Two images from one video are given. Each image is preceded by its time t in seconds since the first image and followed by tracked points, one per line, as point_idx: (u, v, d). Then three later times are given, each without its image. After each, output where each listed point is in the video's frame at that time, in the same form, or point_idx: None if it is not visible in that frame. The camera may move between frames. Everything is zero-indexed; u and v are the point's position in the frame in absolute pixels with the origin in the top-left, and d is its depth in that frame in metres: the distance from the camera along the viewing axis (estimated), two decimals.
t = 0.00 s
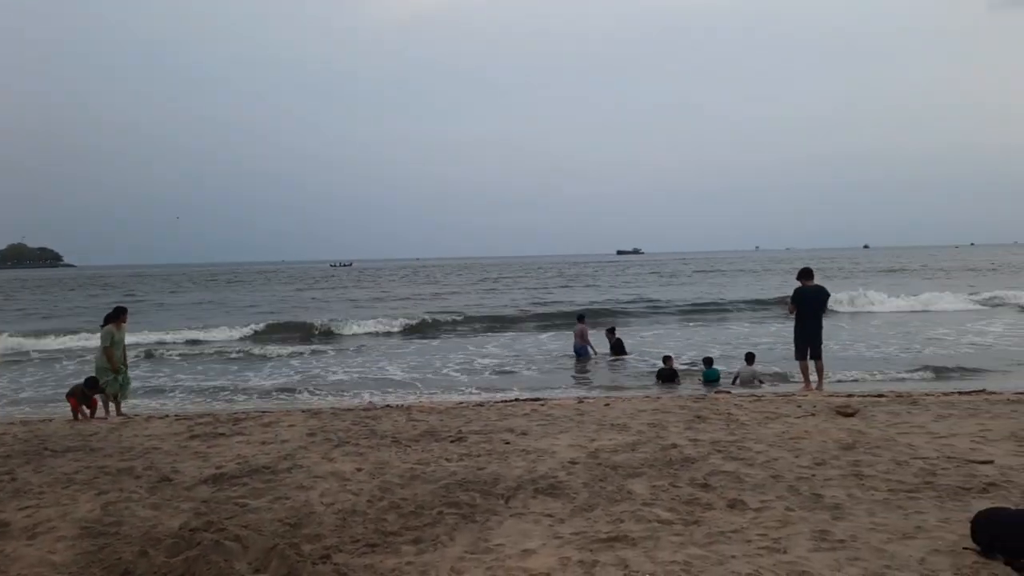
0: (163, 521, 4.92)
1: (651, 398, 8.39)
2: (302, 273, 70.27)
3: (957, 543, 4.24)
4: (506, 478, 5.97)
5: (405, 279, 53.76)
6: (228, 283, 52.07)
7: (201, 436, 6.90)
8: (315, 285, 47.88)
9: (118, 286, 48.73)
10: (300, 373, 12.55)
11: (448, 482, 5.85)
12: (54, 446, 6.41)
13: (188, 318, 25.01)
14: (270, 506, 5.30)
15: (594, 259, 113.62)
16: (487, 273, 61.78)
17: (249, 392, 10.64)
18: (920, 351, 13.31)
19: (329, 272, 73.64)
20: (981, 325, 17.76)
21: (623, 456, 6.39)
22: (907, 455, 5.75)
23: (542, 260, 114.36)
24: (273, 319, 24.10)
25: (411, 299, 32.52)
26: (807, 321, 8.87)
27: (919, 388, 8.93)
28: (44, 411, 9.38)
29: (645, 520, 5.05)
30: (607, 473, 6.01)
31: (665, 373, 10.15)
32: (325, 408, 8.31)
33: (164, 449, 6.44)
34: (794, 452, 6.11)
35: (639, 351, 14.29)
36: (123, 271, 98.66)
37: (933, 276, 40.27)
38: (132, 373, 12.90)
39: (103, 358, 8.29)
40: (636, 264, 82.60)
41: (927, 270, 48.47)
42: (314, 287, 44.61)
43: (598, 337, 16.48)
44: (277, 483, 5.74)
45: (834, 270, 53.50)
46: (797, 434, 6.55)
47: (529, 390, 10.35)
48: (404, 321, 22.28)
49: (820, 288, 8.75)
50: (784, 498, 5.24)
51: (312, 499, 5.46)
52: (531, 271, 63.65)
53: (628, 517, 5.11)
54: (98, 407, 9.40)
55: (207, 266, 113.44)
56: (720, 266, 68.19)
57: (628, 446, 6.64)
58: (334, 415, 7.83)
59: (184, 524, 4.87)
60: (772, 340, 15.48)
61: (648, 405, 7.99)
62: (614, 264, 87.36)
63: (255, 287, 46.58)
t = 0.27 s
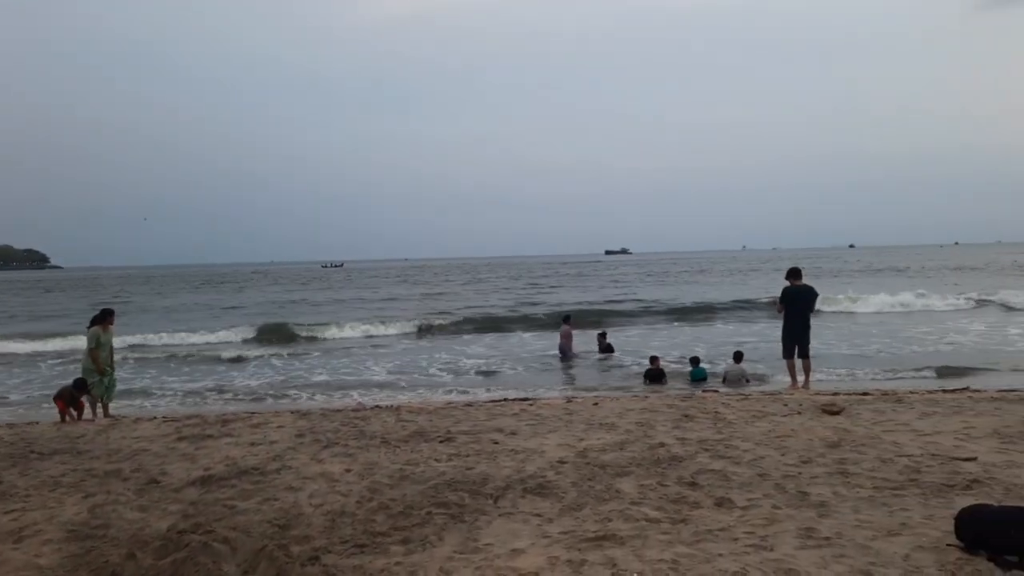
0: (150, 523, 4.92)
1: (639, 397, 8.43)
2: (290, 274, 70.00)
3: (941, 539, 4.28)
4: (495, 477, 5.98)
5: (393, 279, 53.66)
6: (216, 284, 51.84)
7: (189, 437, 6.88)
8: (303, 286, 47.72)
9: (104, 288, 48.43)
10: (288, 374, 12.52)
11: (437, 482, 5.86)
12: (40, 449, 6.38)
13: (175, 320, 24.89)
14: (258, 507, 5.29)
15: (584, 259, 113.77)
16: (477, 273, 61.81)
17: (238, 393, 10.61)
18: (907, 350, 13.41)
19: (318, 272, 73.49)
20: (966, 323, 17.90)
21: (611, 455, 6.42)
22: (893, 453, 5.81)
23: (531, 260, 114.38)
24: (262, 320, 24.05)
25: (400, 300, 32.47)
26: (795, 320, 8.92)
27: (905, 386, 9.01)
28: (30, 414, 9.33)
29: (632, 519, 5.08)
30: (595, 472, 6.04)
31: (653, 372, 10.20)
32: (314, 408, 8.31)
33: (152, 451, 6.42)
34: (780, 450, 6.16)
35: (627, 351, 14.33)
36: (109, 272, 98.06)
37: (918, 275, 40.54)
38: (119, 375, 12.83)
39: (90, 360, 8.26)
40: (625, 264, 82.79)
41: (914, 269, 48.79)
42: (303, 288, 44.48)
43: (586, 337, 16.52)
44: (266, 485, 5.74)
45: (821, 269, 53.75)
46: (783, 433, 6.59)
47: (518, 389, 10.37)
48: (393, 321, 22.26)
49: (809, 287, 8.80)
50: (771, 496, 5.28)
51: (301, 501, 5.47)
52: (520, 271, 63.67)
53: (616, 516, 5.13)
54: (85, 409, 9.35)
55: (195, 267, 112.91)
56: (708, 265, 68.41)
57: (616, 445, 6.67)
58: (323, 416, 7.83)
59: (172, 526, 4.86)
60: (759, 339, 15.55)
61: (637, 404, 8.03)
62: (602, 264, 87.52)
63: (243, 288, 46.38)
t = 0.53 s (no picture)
0: (125, 530, 4.85)
1: (620, 400, 8.44)
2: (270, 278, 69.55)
3: (917, 540, 4.30)
4: (474, 482, 5.96)
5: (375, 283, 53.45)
6: (195, 287, 51.40)
7: (165, 443, 6.81)
8: (283, 289, 47.40)
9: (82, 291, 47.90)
10: (268, 378, 12.43)
11: (416, 487, 5.83)
12: (13, 455, 6.28)
13: (153, 324, 24.66)
14: (235, 514, 5.24)
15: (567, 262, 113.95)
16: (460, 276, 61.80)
17: (216, 397, 10.52)
18: (885, 351, 13.52)
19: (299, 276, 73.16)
20: (943, 325, 18.08)
21: (591, 458, 6.41)
22: (870, 455, 5.84)
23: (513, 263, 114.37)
24: (242, 324, 23.89)
25: (381, 303, 32.34)
26: (776, 322, 8.96)
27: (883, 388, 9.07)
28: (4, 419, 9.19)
29: (612, 522, 5.07)
30: (575, 476, 6.03)
31: (635, 375, 10.20)
32: (292, 413, 8.24)
33: (127, 457, 6.34)
34: (759, 452, 6.18)
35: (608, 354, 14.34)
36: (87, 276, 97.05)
37: (896, 278, 40.90)
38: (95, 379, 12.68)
39: (63, 364, 8.15)
40: (607, 267, 82.94)
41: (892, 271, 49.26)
42: (284, 291, 44.23)
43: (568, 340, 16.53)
44: (243, 491, 5.68)
45: (802, 271, 54.13)
46: (762, 435, 6.62)
47: (499, 393, 10.35)
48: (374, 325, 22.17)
49: (790, 290, 8.84)
50: (750, 498, 5.29)
51: (278, 507, 5.41)
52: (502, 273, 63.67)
53: (596, 520, 5.12)
54: (60, 415, 9.23)
55: (174, 270, 111.97)
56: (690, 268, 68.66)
57: (596, 448, 6.66)
58: (302, 421, 7.77)
59: (147, 533, 4.80)
60: (739, 342, 15.62)
61: (617, 407, 8.03)
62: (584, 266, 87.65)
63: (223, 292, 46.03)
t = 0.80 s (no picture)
0: (102, 533, 4.80)
1: (602, 401, 8.45)
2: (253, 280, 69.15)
3: (895, 539, 4.34)
4: (456, 483, 5.94)
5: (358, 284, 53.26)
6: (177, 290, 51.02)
7: (144, 445, 6.75)
8: (266, 291, 47.17)
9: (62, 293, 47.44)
10: (249, 380, 12.36)
11: (397, 489, 5.81)
12: None
13: (134, 327, 24.46)
14: (214, 517, 5.20)
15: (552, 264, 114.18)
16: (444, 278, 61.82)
17: (196, 399, 10.44)
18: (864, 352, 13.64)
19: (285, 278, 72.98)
20: (923, 326, 18.26)
21: (573, 459, 6.41)
22: (849, 454, 5.88)
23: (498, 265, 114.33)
24: (224, 326, 23.76)
25: (365, 305, 32.24)
26: (759, 323, 9.00)
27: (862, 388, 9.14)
28: None
29: (593, 522, 5.07)
30: (556, 477, 6.03)
31: (618, 375, 10.22)
32: (273, 415, 8.20)
33: (105, 460, 6.29)
34: (740, 452, 6.20)
35: (591, 355, 14.37)
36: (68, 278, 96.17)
37: (877, 280, 41.21)
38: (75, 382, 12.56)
39: (41, 367, 8.07)
40: (591, 270, 83.07)
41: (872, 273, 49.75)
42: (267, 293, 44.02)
43: (551, 342, 16.54)
44: (222, 493, 5.64)
45: (784, 273, 54.50)
46: (742, 435, 6.65)
47: (481, 394, 10.34)
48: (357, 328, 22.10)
49: (772, 291, 8.89)
50: (730, 498, 5.31)
51: (258, 509, 5.38)
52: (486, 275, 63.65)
53: (576, 521, 5.12)
54: (38, 418, 9.14)
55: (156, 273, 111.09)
56: (673, 270, 68.87)
57: (578, 449, 6.67)
58: (282, 423, 7.73)
59: (124, 537, 4.75)
60: (722, 344, 15.69)
61: (599, 408, 8.04)
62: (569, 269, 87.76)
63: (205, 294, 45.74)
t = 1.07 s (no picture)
0: (79, 535, 4.75)
1: (584, 401, 8.46)
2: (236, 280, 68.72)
3: (873, 537, 4.37)
4: (437, 483, 5.93)
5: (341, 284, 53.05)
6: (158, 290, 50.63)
7: (123, 446, 6.69)
8: (249, 291, 46.90)
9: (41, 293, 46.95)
10: (231, 380, 12.29)
11: (378, 490, 5.79)
12: None
13: (114, 327, 24.25)
14: (193, 518, 5.16)
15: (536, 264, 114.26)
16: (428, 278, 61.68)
17: (176, 400, 10.36)
18: (845, 352, 13.74)
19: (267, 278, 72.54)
20: (903, 326, 18.41)
21: (555, 459, 6.41)
22: (828, 453, 5.92)
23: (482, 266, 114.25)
24: (206, 327, 23.60)
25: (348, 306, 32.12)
26: (741, 323, 9.04)
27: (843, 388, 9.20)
28: None
29: (574, 522, 5.07)
30: (538, 476, 6.03)
31: (602, 375, 10.22)
32: (254, 416, 8.15)
33: (83, 461, 6.22)
34: (721, 451, 6.23)
35: (574, 355, 14.38)
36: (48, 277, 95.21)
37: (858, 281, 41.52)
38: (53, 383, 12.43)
39: (18, 366, 7.98)
40: (575, 270, 83.19)
41: (854, 274, 50.10)
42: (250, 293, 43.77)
43: (534, 342, 16.54)
44: (202, 494, 5.60)
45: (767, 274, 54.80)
46: (723, 435, 6.67)
47: (464, 394, 10.33)
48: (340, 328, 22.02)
49: (755, 291, 8.94)
50: (710, 497, 5.33)
51: (238, 510, 5.34)
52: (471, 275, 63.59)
53: (558, 520, 5.12)
54: (15, 419, 9.03)
55: (137, 273, 110.15)
56: (657, 271, 69.08)
57: (560, 449, 6.67)
58: (263, 424, 7.69)
59: (102, 539, 4.71)
60: (704, 344, 15.75)
61: (581, 407, 8.05)
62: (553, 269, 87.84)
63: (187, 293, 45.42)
